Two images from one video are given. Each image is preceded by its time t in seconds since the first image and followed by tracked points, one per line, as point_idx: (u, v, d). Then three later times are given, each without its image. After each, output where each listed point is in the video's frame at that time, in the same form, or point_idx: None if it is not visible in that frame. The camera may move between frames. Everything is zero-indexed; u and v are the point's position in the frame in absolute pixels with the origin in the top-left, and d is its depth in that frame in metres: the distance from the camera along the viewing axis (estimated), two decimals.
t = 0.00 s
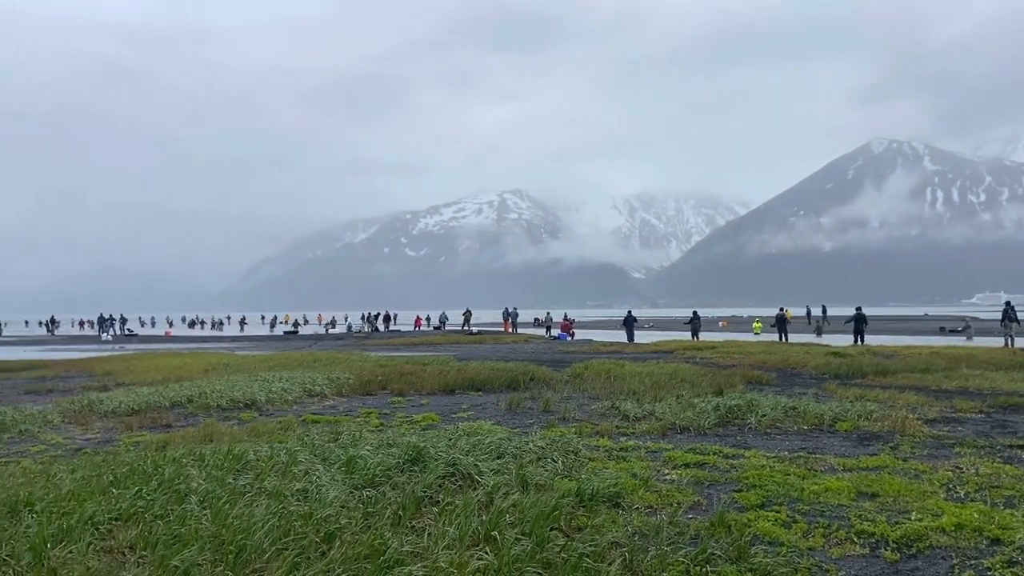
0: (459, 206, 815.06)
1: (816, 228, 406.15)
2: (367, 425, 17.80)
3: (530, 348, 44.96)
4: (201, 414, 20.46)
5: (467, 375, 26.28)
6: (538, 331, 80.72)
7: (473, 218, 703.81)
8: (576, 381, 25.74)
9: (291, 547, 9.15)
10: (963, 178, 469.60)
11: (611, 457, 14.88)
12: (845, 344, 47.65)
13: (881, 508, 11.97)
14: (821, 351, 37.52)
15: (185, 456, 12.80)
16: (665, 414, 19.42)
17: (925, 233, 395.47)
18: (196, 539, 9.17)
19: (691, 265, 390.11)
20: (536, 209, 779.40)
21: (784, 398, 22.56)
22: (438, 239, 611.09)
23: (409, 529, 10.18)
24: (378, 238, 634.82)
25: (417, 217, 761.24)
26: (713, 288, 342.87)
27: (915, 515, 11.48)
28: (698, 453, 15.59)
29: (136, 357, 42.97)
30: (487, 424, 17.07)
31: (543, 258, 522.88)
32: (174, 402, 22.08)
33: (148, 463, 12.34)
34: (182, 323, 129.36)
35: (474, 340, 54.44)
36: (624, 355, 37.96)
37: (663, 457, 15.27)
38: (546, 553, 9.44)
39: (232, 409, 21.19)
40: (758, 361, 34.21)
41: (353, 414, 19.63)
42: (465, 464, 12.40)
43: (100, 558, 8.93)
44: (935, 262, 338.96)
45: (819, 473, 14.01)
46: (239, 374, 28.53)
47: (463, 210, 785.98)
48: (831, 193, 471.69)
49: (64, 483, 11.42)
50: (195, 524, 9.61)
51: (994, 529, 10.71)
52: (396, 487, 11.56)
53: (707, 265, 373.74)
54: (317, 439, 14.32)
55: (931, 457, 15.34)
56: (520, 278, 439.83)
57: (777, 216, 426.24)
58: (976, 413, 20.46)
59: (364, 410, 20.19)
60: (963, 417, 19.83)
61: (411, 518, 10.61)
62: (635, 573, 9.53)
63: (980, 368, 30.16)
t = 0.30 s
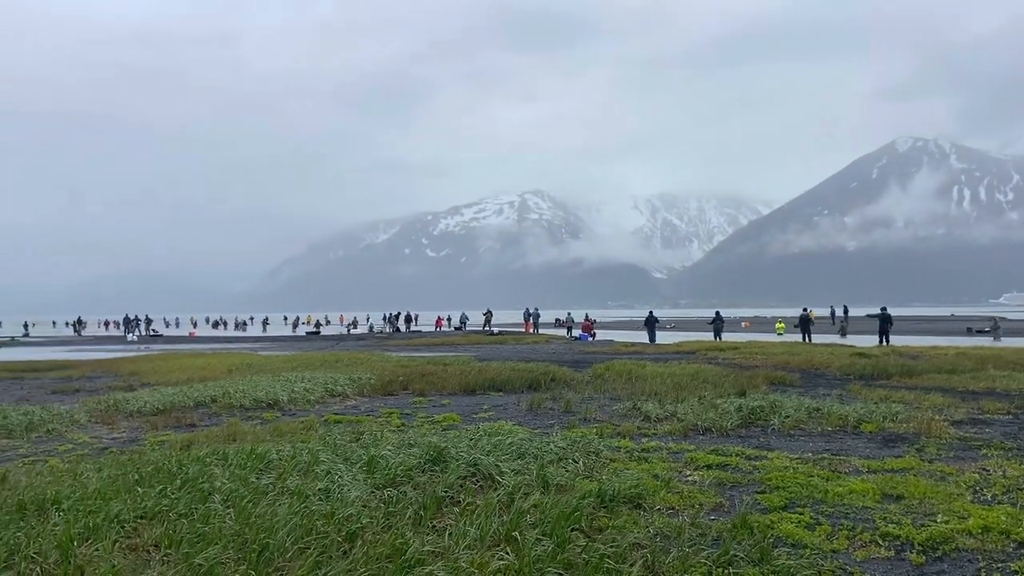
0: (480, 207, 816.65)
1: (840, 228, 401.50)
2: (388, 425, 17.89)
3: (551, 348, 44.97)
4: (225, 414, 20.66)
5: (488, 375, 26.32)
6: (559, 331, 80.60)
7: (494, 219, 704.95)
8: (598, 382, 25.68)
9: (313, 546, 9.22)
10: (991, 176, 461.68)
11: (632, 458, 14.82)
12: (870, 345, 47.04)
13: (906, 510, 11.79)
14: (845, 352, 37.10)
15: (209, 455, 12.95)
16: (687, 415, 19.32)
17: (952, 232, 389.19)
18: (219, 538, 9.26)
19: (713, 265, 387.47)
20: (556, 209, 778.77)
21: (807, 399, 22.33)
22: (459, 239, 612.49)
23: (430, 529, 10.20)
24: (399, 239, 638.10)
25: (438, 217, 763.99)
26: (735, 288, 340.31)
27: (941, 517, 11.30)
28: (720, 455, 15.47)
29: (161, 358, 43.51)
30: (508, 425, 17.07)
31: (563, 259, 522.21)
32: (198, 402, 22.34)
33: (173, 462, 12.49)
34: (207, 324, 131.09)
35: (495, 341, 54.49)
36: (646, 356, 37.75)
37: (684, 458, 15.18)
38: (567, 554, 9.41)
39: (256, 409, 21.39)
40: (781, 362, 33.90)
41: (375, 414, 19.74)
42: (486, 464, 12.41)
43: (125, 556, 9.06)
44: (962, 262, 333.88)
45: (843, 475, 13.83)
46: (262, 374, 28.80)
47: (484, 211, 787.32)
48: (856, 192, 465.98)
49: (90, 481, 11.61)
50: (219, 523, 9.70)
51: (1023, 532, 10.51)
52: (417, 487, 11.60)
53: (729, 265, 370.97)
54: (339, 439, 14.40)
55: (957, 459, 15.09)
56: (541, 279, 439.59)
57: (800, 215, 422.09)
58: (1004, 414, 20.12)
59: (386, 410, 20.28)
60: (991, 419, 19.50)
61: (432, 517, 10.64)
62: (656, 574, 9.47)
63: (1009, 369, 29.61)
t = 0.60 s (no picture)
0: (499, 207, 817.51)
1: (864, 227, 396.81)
2: (409, 425, 17.94)
3: (571, 348, 44.92)
4: (247, 414, 20.82)
5: (508, 376, 26.29)
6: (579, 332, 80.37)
7: (514, 220, 705.39)
8: (618, 382, 25.57)
9: (335, 545, 9.27)
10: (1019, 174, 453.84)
11: (653, 459, 14.75)
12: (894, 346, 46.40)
13: (932, 513, 11.60)
14: (870, 353, 36.65)
15: (233, 454, 13.09)
16: (708, 416, 19.16)
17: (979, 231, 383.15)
18: (242, 536, 9.34)
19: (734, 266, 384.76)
20: (576, 209, 777.64)
21: (830, 400, 22.05)
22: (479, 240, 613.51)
23: (451, 529, 10.21)
24: (419, 240, 640.75)
25: (458, 218, 766.03)
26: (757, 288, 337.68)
27: (968, 520, 11.11)
28: (742, 456, 15.34)
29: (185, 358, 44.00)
30: (528, 426, 17.04)
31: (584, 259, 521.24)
32: (221, 402, 22.54)
33: (197, 462, 12.63)
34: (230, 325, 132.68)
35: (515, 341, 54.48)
36: (666, 357, 37.54)
37: (706, 459, 15.07)
38: (588, 555, 9.38)
39: (278, 409, 21.54)
40: (804, 363, 33.57)
41: (395, 414, 19.79)
42: (506, 465, 12.41)
43: (149, 554, 9.16)
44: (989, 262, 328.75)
45: (867, 477, 13.65)
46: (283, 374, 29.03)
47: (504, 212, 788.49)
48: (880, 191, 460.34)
49: (116, 480, 11.77)
50: (242, 522, 9.79)
51: None
52: (438, 487, 11.63)
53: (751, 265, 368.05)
54: (361, 439, 14.48)
55: (983, 461, 14.84)
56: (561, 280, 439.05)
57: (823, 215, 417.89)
58: None
59: (407, 411, 20.32)
60: (1019, 421, 19.14)
61: (453, 518, 10.65)
62: None
63: None
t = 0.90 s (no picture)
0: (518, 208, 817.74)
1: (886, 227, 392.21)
2: (428, 425, 17.98)
3: (590, 349, 44.84)
4: (269, 414, 20.97)
5: (527, 377, 26.28)
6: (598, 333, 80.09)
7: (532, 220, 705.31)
8: (638, 383, 25.48)
9: (355, 544, 9.32)
10: None
11: (673, 461, 14.67)
12: (917, 347, 45.79)
13: (956, 516, 11.44)
14: (892, 354, 36.24)
15: (255, 454, 13.20)
16: (729, 418, 19.01)
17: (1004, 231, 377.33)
18: (264, 535, 9.42)
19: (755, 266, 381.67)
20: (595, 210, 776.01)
21: (853, 402, 21.79)
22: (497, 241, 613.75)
23: (471, 529, 10.23)
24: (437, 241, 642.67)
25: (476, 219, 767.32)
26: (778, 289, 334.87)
27: (993, 523, 10.94)
28: (763, 458, 15.22)
29: (206, 358, 44.43)
30: (547, 427, 17.01)
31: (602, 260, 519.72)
32: (243, 402, 22.73)
33: (219, 461, 12.75)
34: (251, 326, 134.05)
35: (534, 342, 54.43)
36: (686, 357, 37.37)
37: (726, 461, 14.97)
38: (608, 556, 9.37)
39: (299, 409, 21.69)
40: (825, 364, 33.26)
41: (415, 415, 19.85)
42: (526, 466, 12.41)
43: (173, 552, 9.28)
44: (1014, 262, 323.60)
45: (890, 480, 13.48)
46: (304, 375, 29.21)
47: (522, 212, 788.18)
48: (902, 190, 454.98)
49: (140, 478, 11.93)
50: (263, 521, 9.87)
51: None
52: (457, 487, 11.66)
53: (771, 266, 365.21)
54: (381, 439, 14.54)
55: (1009, 464, 14.61)
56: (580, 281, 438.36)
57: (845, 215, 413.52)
58: None
59: (426, 411, 20.35)
60: None
61: (473, 518, 10.67)
62: None
63: None
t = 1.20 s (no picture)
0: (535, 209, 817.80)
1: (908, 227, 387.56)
2: (446, 426, 17.99)
3: (608, 350, 44.75)
4: (288, 414, 21.09)
5: (545, 377, 26.24)
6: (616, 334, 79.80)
7: (549, 221, 704.70)
8: (656, 384, 25.36)
9: (374, 544, 9.35)
10: None
11: (692, 462, 14.58)
12: (940, 348, 45.16)
13: (980, 519, 11.27)
14: (914, 355, 35.72)
15: (274, 453, 13.30)
16: (748, 419, 18.88)
17: None
18: (284, 534, 9.48)
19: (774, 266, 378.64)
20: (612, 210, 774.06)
21: (874, 404, 21.54)
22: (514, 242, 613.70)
23: (489, 530, 10.22)
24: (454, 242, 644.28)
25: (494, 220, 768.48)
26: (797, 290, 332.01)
27: (1018, 527, 10.76)
28: (782, 460, 15.10)
29: (226, 358, 44.82)
30: (565, 427, 16.99)
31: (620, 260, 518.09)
32: (262, 402, 22.90)
33: (239, 460, 12.83)
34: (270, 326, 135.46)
35: (551, 342, 54.35)
36: (705, 358, 37.13)
37: (746, 463, 14.85)
38: (626, 558, 9.33)
39: (317, 409, 21.81)
40: (846, 366, 32.90)
41: (433, 415, 19.86)
42: (544, 466, 12.38)
43: (194, 551, 9.36)
44: None
45: (912, 482, 13.31)
46: (322, 375, 29.38)
47: (540, 213, 788.32)
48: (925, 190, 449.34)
49: (162, 477, 12.05)
50: (283, 520, 9.93)
51: None
52: (475, 488, 11.67)
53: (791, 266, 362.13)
54: (399, 439, 14.58)
55: None
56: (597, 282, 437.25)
57: (866, 214, 409.22)
58: None
59: (444, 411, 20.38)
60: None
61: (491, 518, 10.68)
62: None
63: None
